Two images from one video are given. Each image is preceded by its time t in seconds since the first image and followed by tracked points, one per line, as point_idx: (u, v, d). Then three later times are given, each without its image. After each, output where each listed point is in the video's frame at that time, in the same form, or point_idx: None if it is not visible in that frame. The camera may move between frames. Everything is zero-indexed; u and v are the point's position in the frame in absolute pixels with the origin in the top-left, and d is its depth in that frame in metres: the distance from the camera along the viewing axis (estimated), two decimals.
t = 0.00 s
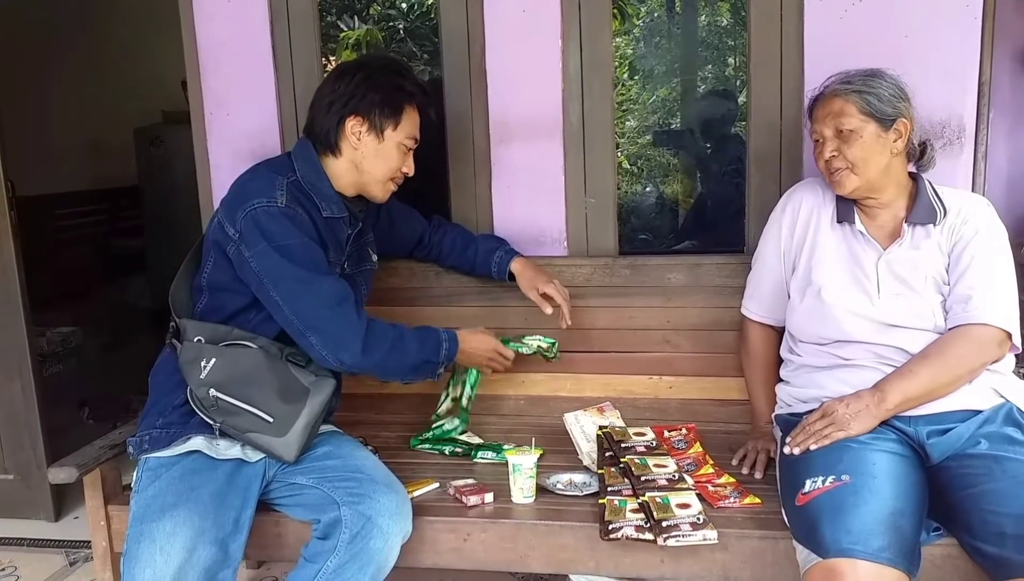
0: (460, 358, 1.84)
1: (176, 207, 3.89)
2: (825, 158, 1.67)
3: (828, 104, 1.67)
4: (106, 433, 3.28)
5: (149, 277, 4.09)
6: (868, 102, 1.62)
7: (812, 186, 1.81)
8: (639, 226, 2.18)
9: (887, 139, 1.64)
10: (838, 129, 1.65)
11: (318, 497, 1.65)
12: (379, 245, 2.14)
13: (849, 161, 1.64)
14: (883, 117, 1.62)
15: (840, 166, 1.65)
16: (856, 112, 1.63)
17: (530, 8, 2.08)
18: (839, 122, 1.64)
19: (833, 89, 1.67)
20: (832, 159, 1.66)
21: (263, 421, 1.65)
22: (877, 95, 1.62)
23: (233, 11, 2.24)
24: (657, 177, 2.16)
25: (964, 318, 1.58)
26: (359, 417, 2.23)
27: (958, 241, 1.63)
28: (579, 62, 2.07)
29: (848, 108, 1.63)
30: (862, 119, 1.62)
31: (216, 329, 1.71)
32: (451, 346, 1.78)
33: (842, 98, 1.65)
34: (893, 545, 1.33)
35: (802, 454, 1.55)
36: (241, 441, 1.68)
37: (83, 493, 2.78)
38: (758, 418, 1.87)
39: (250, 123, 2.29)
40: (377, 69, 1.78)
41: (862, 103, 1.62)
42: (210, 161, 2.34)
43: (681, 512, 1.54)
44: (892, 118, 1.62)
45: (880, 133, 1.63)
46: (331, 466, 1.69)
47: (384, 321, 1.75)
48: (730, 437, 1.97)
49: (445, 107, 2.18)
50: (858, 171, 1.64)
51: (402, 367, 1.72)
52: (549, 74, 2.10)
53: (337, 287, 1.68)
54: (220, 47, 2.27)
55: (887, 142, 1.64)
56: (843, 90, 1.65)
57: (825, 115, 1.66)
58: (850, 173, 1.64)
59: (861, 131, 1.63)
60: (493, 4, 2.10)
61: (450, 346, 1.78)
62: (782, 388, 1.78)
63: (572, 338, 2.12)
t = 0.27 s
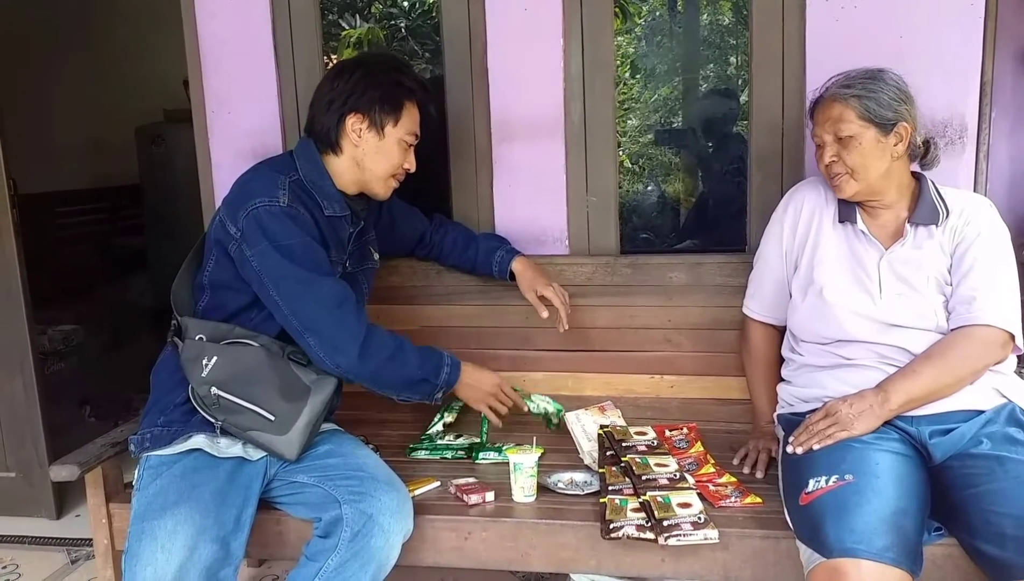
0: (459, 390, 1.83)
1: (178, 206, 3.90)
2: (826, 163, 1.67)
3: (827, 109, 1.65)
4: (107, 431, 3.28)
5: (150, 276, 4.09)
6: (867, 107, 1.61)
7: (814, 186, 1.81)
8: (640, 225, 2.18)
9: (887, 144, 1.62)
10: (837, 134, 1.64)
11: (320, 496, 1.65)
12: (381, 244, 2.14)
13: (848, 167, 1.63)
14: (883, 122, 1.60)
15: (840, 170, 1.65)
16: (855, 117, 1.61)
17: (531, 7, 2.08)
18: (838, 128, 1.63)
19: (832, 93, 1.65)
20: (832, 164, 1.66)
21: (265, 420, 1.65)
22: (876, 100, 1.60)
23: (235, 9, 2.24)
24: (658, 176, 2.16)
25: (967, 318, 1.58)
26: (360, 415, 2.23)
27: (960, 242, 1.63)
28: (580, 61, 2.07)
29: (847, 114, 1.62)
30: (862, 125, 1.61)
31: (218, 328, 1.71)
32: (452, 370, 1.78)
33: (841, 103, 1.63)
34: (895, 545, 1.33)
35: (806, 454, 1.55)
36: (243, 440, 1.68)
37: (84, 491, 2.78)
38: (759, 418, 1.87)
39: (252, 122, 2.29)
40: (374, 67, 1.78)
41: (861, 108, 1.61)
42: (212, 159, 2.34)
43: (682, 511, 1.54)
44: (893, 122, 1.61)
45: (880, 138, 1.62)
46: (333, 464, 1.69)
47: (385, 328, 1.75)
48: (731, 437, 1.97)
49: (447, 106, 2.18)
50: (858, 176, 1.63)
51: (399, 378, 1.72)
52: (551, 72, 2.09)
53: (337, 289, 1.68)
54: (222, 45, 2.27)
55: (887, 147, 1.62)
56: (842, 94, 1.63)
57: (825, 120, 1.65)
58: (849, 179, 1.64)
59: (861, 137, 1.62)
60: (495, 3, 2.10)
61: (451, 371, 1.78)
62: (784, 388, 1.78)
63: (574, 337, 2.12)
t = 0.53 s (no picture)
0: (457, 403, 1.77)
1: (181, 205, 3.90)
2: (829, 165, 1.67)
3: (830, 111, 1.65)
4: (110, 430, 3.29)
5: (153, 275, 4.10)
6: (870, 109, 1.60)
7: (817, 186, 1.80)
8: (643, 225, 2.18)
9: (890, 145, 1.62)
10: (840, 137, 1.63)
11: (322, 495, 1.65)
12: (384, 243, 2.14)
13: (851, 170, 1.63)
14: (886, 124, 1.60)
15: (844, 173, 1.65)
16: (858, 120, 1.61)
17: (534, 6, 2.08)
18: (841, 130, 1.62)
19: (835, 95, 1.65)
20: (835, 166, 1.66)
21: (268, 419, 1.65)
22: (879, 102, 1.60)
23: (238, 9, 2.24)
24: (661, 175, 2.15)
25: (970, 318, 1.58)
26: (363, 415, 2.23)
27: (964, 242, 1.63)
28: (583, 60, 2.07)
29: (850, 117, 1.61)
30: (865, 127, 1.61)
31: (220, 327, 1.71)
32: (451, 381, 1.73)
33: (844, 106, 1.63)
34: (897, 545, 1.33)
35: (808, 454, 1.55)
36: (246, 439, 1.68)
37: (87, 490, 2.79)
38: (762, 417, 1.87)
39: (255, 121, 2.29)
40: (376, 66, 1.78)
41: (864, 110, 1.60)
42: (215, 158, 2.35)
43: (685, 511, 1.54)
44: (896, 124, 1.61)
45: (883, 141, 1.62)
46: (336, 464, 1.69)
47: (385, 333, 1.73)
48: (734, 437, 1.97)
49: (449, 105, 2.18)
50: (861, 179, 1.63)
51: (396, 383, 1.69)
52: (554, 72, 2.10)
53: (336, 289, 1.67)
54: (224, 44, 2.27)
55: (890, 148, 1.62)
56: (845, 97, 1.63)
57: (827, 122, 1.65)
58: (853, 181, 1.64)
59: (864, 139, 1.61)
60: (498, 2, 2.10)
61: (450, 382, 1.73)
62: (787, 387, 1.78)
63: (577, 337, 2.12)
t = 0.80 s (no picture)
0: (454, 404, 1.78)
1: (182, 205, 3.91)
2: (829, 165, 1.67)
3: (830, 112, 1.64)
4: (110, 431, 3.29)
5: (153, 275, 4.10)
6: (870, 110, 1.60)
7: (817, 185, 1.80)
8: (644, 224, 2.17)
9: (890, 146, 1.62)
10: (840, 137, 1.63)
11: (323, 495, 1.65)
12: (384, 243, 2.14)
13: (852, 170, 1.63)
14: (886, 125, 1.60)
15: (844, 173, 1.65)
16: (858, 120, 1.61)
17: (534, 6, 2.08)
18: (841, 131, 1.62)
19: (835, 95, 1.64)
20: (835, 166, 1.66)
21: (268, 419, 1.65)
22: (879, 102, 1.60)
23: (238, 9, 2.24)
24: (661, 175, 2.15)
25: (971, 317, 1.58)
26: (363, 415, 2.23)
27: (964, 241, 1.63)
28: (583, 60, 2.07)
29: (850, 117, 1.61)
30: (865, 127, 1.61)
31: (221, 327, 1.71)
32: (445, 387, 1.75)
33: (844, 106, 1.62)
34: (898, 544, 1.33)
35: (809, 453, 1.55)
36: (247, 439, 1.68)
37: (88, 490, 2.79)
38: (762, 417, 1.87)
39: (255, 121, 2.29)
40: (376, 66, 1.78)
41: (864, 110, 1.60)
42: (215, 158, 2.35)
43: (685, 511, 1.54)
44: (896, 124, 1.61)
45: (883, 141, 1.62)
46: (336, 464, 1.69)
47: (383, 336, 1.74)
48: (734, 436, 1.97)
49: (449, 105, 2.18)
50: (861, 179, 1.63)
51: (394, 386, 1.70)
52: (554, 72, 2.10)
53: (336, 290, 1.67)
54: (224, 44, 2.27)
55: (890, 149, 1.62)
56: (845, 97, 1.63)
57: (827, 123, 1.64)
58: (853, 181, 1.64)
59: (864, 139, 1.61)
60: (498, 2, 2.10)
61: (445, 388, 1.75)
62: (787, 387, 1.78)
63: (577, 337, 2.12)
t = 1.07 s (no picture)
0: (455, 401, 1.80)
1: (182, 206, 3.91)
2: (829, 165, 1.67)
3: (830, 112, 1.65)
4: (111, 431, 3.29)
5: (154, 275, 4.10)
6: (870, 109, 1.60)
7: (817, 185, 1.81)
8: (644, 224, 2.18)
9: (890, 145, 1.62)
10: (840, 137, 1.63)
11: (324, 495, 1.65)
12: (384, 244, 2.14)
13: (851, 169, 1.63)
14: (886, 124, 1.60)
15: (844, 173, 1.65)
16: (857, 120, 1.61)
17: (534, 6, 2.08)
18: (841, 131, 1.62)
19: (835, 95, 1.65)
20: (835, 166, 1.66)
21: (270, 419, 1.65)
22: (879, 102, 1.60)
23: (238, 10, 2.24)
24: (661, 175, 2.15)
25: (971, 317, 1.58)
26: (364, 415, 2.23)
27: (964, 240, 1.64)
28: (583, 60, 2.07)
29: (850, 117, 1.61)
30: (864, 127, 1.61)
31: (223, 327, 1.72)
32: (451, 380, 1.80)
33: (843, 106, 1.63)
34: (899, 544, 1.33)
35: (810, 453, 1.55)
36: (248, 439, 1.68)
37: (88, 490, 2.79)
38: (763, 417, 1.87)
39: (256, 122, 2.30)
40: (376, 67, 1.78)
41: (864, 110, 1.61)
42: (216, 159, 2.35)
43: (686, 510, 1.54)
44: (896, 124, 1.61)
45: (883, 140, 1.62)
46: (337, 464, 1.69)
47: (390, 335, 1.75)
48: (735, 436, 1.97)
49: (449, 105, 2.18)
50: (861, 178, 1.63)
51: (400, 383, 1.72)
52: (554, 72, 2.10)
53: (343, 291, 1.68)
54: (225, 45, 2.27)
55: (890, 148, 1.62)
56: (845, 97, 1.63)
57: (827, 122, 1.65)
58: (853, 180, 1.64)
59: (864, 139, 1.61)
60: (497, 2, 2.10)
61: (451, 382, 1.80)
62: (788, 386, 1.78)
63: (577, 337, 2.12)
